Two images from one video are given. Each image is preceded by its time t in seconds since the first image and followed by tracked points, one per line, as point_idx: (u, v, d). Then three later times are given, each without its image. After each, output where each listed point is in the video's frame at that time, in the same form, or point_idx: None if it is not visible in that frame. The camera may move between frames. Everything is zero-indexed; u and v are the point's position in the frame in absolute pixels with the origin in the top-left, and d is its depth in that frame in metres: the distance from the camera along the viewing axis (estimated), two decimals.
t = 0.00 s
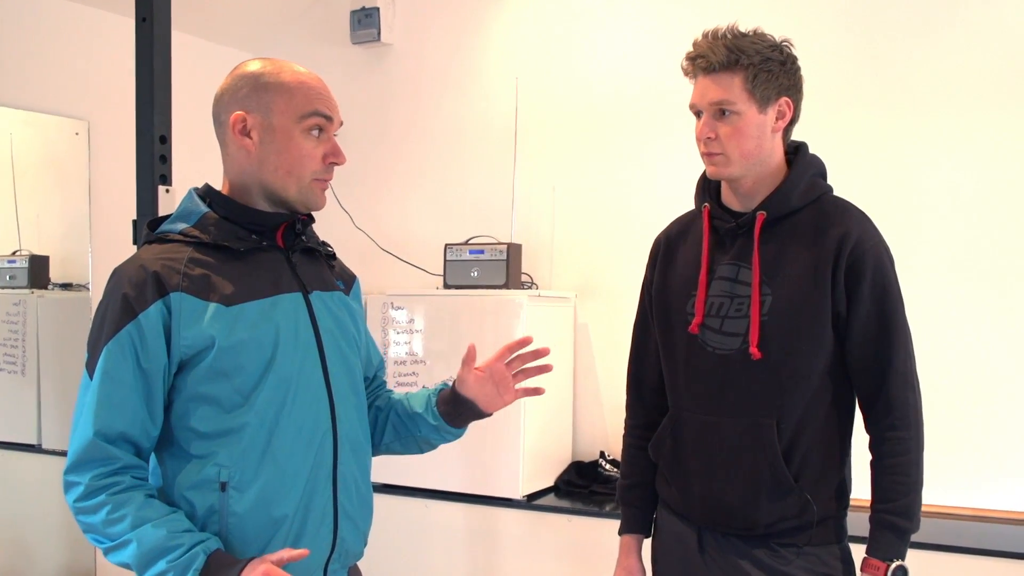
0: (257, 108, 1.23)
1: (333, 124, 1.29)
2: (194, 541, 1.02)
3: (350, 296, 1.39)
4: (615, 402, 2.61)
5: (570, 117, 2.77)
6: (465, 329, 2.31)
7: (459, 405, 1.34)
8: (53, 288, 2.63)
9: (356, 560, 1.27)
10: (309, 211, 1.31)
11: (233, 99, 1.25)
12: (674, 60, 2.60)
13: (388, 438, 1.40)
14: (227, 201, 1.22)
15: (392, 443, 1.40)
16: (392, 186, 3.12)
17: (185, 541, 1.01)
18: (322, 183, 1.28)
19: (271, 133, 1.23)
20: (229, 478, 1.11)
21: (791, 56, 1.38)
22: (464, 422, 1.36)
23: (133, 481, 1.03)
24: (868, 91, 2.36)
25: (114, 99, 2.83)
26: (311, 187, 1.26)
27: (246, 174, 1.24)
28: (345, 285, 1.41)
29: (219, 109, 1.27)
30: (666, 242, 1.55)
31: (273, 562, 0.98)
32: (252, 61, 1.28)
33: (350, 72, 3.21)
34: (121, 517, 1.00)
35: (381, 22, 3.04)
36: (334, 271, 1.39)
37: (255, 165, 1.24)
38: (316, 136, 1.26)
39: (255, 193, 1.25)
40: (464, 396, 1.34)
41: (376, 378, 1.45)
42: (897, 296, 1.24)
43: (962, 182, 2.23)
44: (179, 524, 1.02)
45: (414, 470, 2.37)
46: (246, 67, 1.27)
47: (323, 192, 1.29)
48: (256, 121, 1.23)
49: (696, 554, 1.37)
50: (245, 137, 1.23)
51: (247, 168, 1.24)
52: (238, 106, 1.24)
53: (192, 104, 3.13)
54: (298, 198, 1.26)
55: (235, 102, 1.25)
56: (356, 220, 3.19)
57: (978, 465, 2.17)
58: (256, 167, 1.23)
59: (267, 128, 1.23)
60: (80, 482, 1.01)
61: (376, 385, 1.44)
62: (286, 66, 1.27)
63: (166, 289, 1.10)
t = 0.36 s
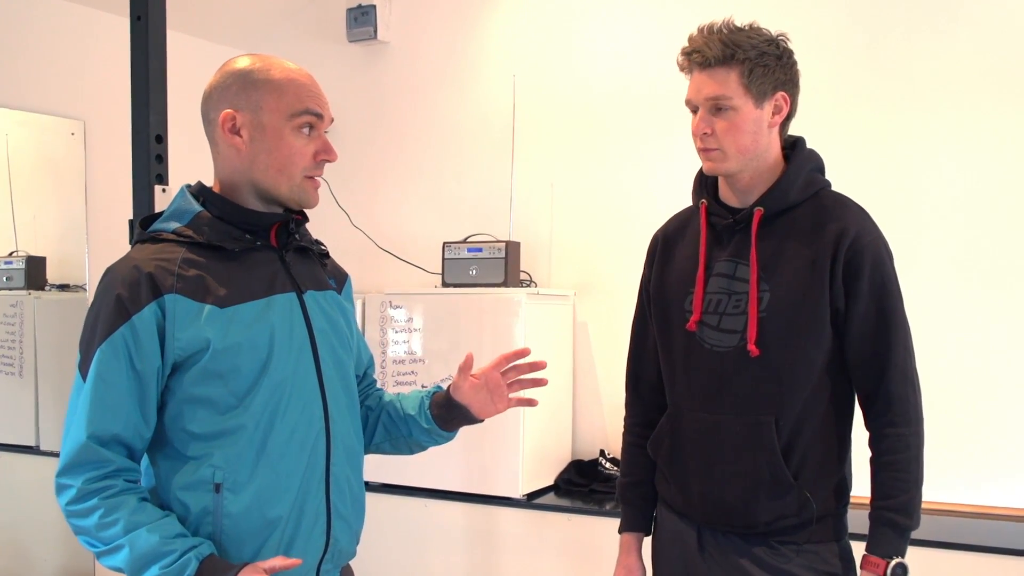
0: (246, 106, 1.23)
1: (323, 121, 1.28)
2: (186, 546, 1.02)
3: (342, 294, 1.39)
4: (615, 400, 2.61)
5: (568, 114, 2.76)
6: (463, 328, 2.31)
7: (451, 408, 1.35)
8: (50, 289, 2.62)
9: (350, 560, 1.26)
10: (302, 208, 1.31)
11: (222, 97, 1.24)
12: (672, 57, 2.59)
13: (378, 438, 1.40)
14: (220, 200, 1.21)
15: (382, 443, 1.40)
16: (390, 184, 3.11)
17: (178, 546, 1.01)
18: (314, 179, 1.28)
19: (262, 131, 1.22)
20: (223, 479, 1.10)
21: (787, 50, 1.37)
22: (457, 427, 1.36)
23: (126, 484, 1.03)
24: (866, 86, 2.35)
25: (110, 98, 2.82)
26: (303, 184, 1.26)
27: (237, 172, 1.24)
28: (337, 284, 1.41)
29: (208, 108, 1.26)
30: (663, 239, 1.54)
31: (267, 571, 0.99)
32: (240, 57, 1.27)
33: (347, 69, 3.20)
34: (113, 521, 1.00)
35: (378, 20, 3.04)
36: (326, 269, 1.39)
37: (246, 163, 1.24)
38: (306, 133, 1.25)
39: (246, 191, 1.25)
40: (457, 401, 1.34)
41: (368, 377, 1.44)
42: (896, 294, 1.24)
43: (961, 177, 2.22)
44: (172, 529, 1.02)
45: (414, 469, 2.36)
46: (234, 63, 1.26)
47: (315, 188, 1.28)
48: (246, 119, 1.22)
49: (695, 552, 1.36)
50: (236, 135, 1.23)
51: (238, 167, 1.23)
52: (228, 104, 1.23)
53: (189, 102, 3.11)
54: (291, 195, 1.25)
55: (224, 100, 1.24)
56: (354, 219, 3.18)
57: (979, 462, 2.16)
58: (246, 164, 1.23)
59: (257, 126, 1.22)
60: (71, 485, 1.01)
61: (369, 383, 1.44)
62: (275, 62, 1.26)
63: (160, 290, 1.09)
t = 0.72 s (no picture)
0: (241, 104, 1.23)
1: (319, 123, 1.27)
2: (178, 547, 1.02)
3: (338, 292, 1.39)
4: (614, 400, 2.61)
5: (568, 114, 2.75)
6: (462, 326, 2.31)
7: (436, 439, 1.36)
8: (50, 286, 2.60)
9: (346, 558, 1.27)
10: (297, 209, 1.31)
11: (219, 96, 1.24)
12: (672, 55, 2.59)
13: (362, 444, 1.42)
14: (215, 198, 1.21)
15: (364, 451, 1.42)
16: (389, 182, 3.11)
17: (170, 546, 1.01)
18: (308, 180, 1.27)
19: (255, 129, 1.22)
20: (218, 477, 1.10)
21: (784, 49, 1.37)
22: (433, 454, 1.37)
23: (119, 483, 1.03)
24: (866, 86, 2.35)
25: (109, 95, 2.81)
26: (296, 185, 1.25)
27: (231, 170, 1.24)
28: (334, 281, 1.41)
29: (206, 105, 1.26)
30: (661, 239, 1.54)
31: None
32: (239, 55, 1.27)
33: (348, 67, 3.19)
34: (105, 520, 1.00)
35: (378, 18, 3.04)
36: (323, 267, 1.39)
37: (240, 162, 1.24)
38: (301, 133, 1.25)
39: (240, 190, 1.25)
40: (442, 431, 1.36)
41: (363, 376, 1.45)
42: (892, 294, 1.24)
43: (960, 177, 2.22)
44: (164, 529, 1.03)
45: (413, 467, 2.37)
46: (233, 61, 1.26)
47: (308, 189, 1.28)
48: (240, 117, 1.22)
49: (690, 552, 1.37)
50: (230, 134, 1.23)
51: (232, 165, 1.23)
52: (223, 102, 1.24)
53: (188, 99, 3.11)
54: (283, 195, 1.25)
55: (221, 99, 1.24)
56: (354, 217, 3.18)
57: (977, 463, 2.17)
58: (240, 163, 1.23)
59: (251, 125, 1.22)
60: (64, 483, 1.01)
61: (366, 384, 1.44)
62: (270, 60, 1.26)
63: (153, 289, 1.09)
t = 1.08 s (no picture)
0: (236, 107, 1.23)
1: (313, 127, 1.26)
2: (193, 542, 1.03)
3: (340, 292, 1.40)
4: (614, 397, 2.62)
5: (567, 111, 2.75)
6: (462, 324, 2.31)
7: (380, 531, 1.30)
8: (50, 286, 2.60)
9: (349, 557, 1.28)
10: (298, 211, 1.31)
11: (218, 95, 1.24)
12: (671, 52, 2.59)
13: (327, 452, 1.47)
14: (216, 197, 1.22)
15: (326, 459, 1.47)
16: (389, 180, 3.11)
17: (186, 541, 1.03)
18: (303, 184, 1.27)
19: (249, 133, 1.21)
20: (220, 475, 1.11)
21: (781, 44, 1.37)
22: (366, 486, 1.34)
23: (130, 480, 1.04)
24: (865, 82, 2.35)
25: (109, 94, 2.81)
26: (291, 189, 1.25)
27: (229, 171, 1.25)
28: (336, 281, 1.41)
29: (207, 103, 1.27)
30: (660, 236, 1.55)
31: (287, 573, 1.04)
32: (241, 55, 1.27)
33: (346, 65, 3.19)
34: (119, 516, 1.01)
35: (377, 16, 3.04)
36: (326, 266, 1.40)
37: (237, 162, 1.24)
38: (295, 138, 1.24)
39: (237, 190, 1.25)
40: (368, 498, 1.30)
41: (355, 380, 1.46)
42: (892, 289, 1.24)
43: (959, 173, 2.23)
44: (179, 522, 1.04)
45: (415, 465, 2.37)
46: (235, 61, 1.27)
47: (303, 193, 1.27)
48: (235, 120, 1.22)
49: (691, 548, 1.38)
50: (226, 135, 1.23)
51: (230, 166, 1.24)
52: (220, 104, 1.24)
53: (187, 98, 3.11)
54: (278, 199, 1.25)
55: (220, 98, 1.24)
56: (353, 215, 3.18)
57: (977, 458, 2.17)
58: (236, 165, 1.23)
59: (246, 128, 1.22)
60: (74, 482, 1.01)
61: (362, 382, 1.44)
62: (270, 61, 1.26)
63: (156, 287, 1.10)
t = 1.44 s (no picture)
0: (230, 104, 1.24)
1: (309, 118, 1.27)
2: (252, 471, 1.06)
3: (346, 287, 1.40)
4: (615, 395, 2.63)
5: (567, 112, 2.77)
6: (463, 323, 2.32)
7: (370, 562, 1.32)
8: (55, 286, 2.63)
9: (353, 554, 1.30)
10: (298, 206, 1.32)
11: (212, 93, 1.25)
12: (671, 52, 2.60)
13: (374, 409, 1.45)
14: (216, 194, 1.24)
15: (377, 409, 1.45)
16: (390, 181, 3.12)
17: (247, 470, 1.06)
18: (299, 176, 1.28)
19: (244, 128, 1.23)
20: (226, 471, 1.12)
21: (782, 45, 1.38)
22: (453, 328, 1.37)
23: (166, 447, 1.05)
24: (865, 80, 2.36)
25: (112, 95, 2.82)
26: (286, 181, 1.26)
27: (227, 169, 1.26)
28: (342, 276, 1.41)
29: (201, 101, 1.28)
30: (660, 234, 1.55)
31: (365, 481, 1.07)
32: (233, 53, 1.27)
33: (348, 66, 3.21)
34: (172, 478, 1.02)
35: (378, 18, 3.05)
36: (329, 262, 1.40)
37: (234, 158, 1.26)
38: (291, 129, 1.25)
39: (236, 187, 1.27)
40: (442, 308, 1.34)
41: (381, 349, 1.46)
42: (892, 288, 1.25)
43: (959, 170, 2.23)
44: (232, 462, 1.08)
45: (417, 463, 2.38)
46: (227, 59, 1.27)
47: (301, 185, 1.28)
48: (229, 117, 1.24)
49: (692, 546, 1.38)
50: (221, 133, 1.25)
51: (228, 164, 1.26)
52: (212, 102, 1.25)
53: (190, 100, 3.12)
54: (274, 192, 1.26)
55: (212, 96, 1.25)
56: (355, 215, 3.20)
57: (977, 456, 2.18)
58: (233, 161, 1.25)
59: (240, 124, 1.23)
60: (115, 464, 1.01)
61: (382, 355, 1.46)
62: (262, 57, 1.26)
63: (160, 280, 1.12)
